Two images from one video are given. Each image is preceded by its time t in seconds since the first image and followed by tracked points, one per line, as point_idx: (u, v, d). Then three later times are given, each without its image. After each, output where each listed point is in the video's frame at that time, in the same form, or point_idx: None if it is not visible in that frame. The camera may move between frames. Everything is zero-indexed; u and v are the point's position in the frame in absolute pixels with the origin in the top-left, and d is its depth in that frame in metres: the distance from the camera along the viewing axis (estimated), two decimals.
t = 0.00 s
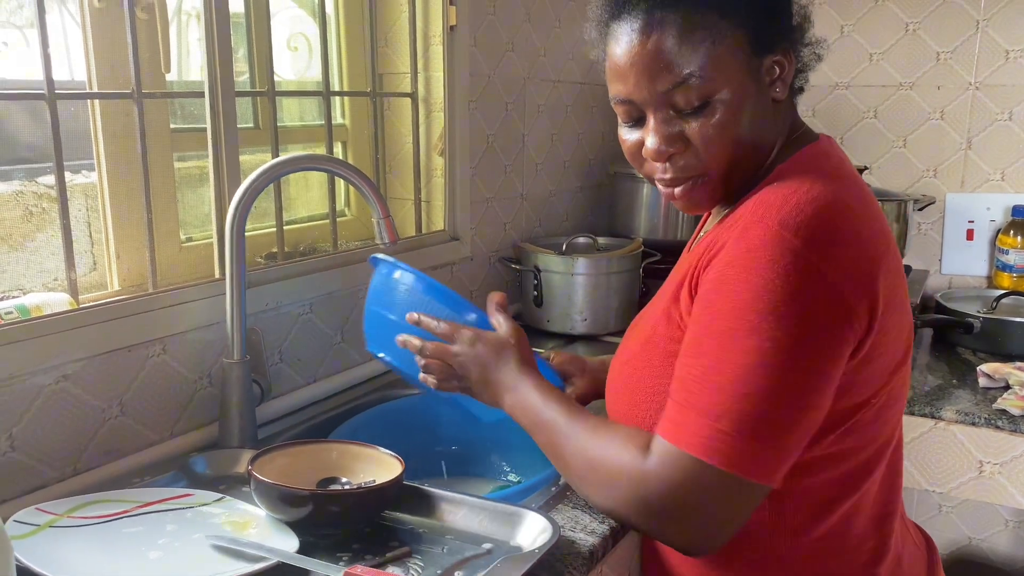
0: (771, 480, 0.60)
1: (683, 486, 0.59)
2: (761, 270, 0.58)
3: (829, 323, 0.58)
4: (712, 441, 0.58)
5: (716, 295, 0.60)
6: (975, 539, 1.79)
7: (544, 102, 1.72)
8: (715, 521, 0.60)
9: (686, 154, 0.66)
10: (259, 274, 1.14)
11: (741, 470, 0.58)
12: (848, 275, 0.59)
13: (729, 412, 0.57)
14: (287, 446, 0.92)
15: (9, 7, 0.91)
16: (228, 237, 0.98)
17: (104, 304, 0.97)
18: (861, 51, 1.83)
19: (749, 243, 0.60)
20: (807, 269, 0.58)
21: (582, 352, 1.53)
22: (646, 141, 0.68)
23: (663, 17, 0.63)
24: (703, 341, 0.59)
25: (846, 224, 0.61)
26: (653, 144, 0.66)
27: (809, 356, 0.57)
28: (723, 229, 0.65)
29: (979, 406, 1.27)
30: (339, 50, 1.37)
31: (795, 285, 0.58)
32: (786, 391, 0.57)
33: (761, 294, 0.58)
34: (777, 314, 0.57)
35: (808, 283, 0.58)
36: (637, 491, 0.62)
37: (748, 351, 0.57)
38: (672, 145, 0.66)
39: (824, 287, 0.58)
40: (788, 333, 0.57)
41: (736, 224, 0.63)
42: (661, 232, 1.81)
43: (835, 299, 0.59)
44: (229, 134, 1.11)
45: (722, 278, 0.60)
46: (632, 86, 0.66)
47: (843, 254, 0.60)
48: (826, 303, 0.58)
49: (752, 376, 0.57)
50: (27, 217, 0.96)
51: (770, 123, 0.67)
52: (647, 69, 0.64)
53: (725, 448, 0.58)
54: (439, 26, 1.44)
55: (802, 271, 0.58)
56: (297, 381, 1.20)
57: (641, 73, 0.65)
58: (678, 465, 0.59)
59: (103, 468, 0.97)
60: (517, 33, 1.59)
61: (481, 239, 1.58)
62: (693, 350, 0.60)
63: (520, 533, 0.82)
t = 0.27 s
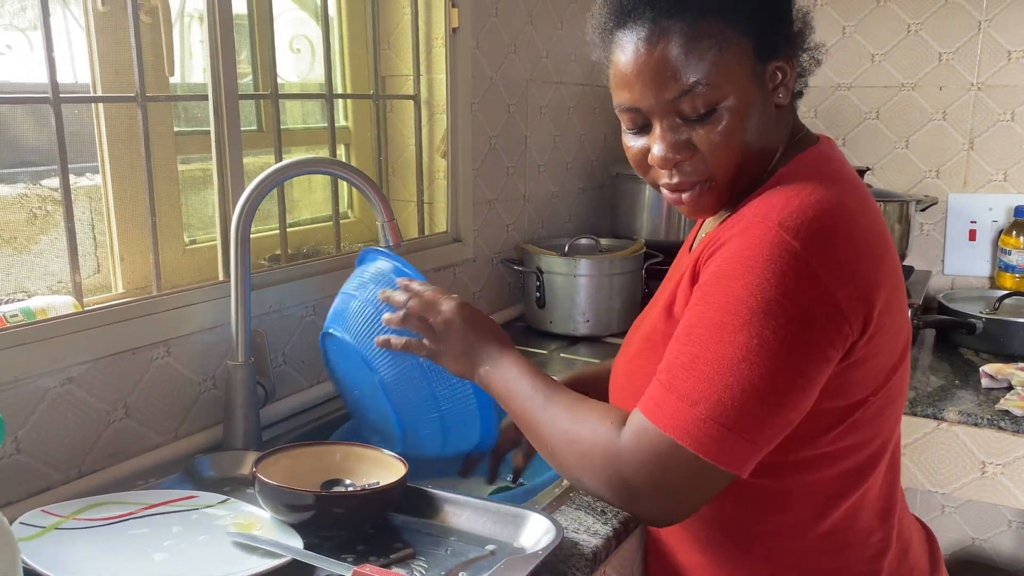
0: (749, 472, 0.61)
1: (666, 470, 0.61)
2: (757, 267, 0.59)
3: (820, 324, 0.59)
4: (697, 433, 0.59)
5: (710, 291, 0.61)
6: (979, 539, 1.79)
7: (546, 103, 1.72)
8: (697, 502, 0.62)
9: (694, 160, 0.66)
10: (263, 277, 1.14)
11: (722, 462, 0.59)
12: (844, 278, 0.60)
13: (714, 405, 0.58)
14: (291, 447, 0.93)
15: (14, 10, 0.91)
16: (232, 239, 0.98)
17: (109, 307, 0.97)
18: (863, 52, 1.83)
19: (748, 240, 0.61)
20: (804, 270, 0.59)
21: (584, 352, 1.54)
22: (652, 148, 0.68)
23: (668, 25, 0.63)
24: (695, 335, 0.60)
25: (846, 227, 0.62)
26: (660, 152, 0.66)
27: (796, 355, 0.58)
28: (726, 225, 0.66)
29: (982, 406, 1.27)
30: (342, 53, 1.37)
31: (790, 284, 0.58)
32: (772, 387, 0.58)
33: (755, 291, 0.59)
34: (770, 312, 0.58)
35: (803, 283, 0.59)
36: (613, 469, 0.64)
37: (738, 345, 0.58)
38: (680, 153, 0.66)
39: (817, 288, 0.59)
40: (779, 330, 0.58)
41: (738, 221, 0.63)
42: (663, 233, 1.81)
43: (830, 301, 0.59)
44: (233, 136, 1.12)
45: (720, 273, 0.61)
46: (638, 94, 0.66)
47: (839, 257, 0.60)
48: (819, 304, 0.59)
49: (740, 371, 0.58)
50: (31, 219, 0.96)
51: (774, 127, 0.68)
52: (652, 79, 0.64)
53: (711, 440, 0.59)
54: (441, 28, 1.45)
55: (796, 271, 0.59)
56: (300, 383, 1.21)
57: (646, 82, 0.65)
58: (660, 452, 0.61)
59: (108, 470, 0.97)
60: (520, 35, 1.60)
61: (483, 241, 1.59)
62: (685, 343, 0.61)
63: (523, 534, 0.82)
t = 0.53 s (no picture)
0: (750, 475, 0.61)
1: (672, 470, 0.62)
2: (766, 272, 0.59)
3: (826, 330, 0.59)
4: (701, 436, 0.59)
5: (718, 295, 0.61)
6: (981, 540, 1.78)
7: (548, 105, 1.72)
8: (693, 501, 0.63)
9: (702, 166, 0.67)
10: (264, 279, 1.14)
11: (724, 465, 0.60)
12: (853, 285, 0.60)
13: (718, 409, 0.59)
14: (293, 450, 0.93)
15: (15, 12, 0.92)
16: (234, 241, 0.99)
17: (111, 309, 0.97)
18: (865, 52, 1.83)
19: (757, 244, 0.61)
20: (813, 277, 0.59)
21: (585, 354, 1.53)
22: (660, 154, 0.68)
23: (679, 32, 0.63)
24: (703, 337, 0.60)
25: (856, 234, 0.62)
26: (667, 158, 0.67)
27: (802, 361, 0.59)
28: (735, 228, 0.66)
29: (984, 407, 1.27)
30: (344, 55, 1.37)
31: (798, 290, 0.59)
32: (777, 392, 0.59)
33: (763, 296, 0.59)
34: (777, 318, 0.58)
35: (811, 289, 0.59)
36: (617, 470, 0.65)
37: (744, 350, 0.58)
38: (688, 159, 0.66)
39: (826, 295, 0.59)
40: (786, 336, 0.58)
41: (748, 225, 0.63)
42: (665, 234, 1.81)
43: (838, 308, 0.60)
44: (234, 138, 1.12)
45: (728, 277, 0.61)
46: (646, 101, 0.66)
47: (848, 264, 0.60)
48: (827, 310, 0.59)
49: (746, 376, 0.58)
50: (33, 222, 0.96)
51: (784, 130, 0.68)
52: (661, 86, 0.65)
53: (715, 444, 0.59)
54: (443, 30, 1.45)
55: (806, 278, 0.59)
56: (302, 384, 1.21)
57: (655, 88, 0.65)
58: (659, 447, 0.62)
59: (111, 472, 0.98)
60: (521, 37, 1.60)
61: (485, 242, 1.59)
62: (692, 345, 0.61)
63: (524, 536, 0.83)
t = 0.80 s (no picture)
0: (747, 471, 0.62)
1: (661, 468, 0.62)
2: (757, 267, 0.59)
3: (820, 325, 0.59)
4: (696, 434, 0.60)
5: (711, 291, 0.61)
6: (988, 539, 1.78)
7: (552, 102, 1.72)
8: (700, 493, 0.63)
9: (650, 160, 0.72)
10: (269, 276, 1.14)
11: (718, 464, 0.60)
12: (847, 277, 0.60)
13: (711, 407, 0.59)
14: (298, 447, 0.93)
15: (20, 11, 0.92)
16: (238, 239, 0.98)
17: (115, 306, 0.97)
18: (870, 49, 1.82)
19: (748, 239, 0.61)
20: (804, 270, 0.59)
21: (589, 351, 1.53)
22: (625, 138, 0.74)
23: (627, 36, 0.66)
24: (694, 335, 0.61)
25: (850, 225, 0.61)
26: (623, 144, 0.73)
27: (795, 357, 0.59)
28: (728, 223, 0.66)
29: (991, 405, 1.26)
30: (348, 53, 1.37)
31: (789, 285, 0.59)
32: (770, 388, 0.59)
33: (755, 292, 0.59)
34: (768, 313, 0.58)
35: (803, 283, 0.59)
36: (608, 470, 0.66)
37: (736, 347, 0.59)
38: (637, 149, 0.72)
39: (817, 291, 0.59)
40: (778, 331, 0.58)
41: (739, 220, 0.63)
42: (669, 231, 1.81)
43: (831, 301, 0.60)
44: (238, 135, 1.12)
45: (720, 272, 0.61)
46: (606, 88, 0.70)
47: (840, 258, 0.60)
48: (821, 304, 0.59)
49: (738, 372, 0.59)
50: (38, 220, 0.96)
51: (734, 147, 0.68)
52: (615, 80, 0.69)
53: (710, 441, 0.60)
54: (447, 28, 1.45)
55: (796, 273, 0.59)
56: (307, 382, 1.20)
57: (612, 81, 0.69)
58: (664, 441, 0.62)
59: (115, 470, 0.97)
60: (525, 34, 1.60)
61: (489, 240, 1.59)
62: (685, 343, 0.62)
63: (529, 533, 0.82)
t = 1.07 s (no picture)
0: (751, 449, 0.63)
1: (663, 453, 0.64)
2: (754, 242, 0.60)
3: (818, 298, 0.60)
4: (697, 412, 0.61)
5: (709, 269, 0.62)
6: (992, 536, 1.77)
7: (555, 99, 1.72)
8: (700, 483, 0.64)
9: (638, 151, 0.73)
10: (272, 272, 1.14)
11: (721, 441, 0.61)
12: (844, 251, 0.61)
13: (710, 383, 0.60)
14: (302, 442, 0.93)
15: (22, 11, 0.91)
16: (241, 235, 0.98)
17: (120, 302, 0.97)
18: (874, 45, 1.82)
19: (744, 214, 0.62)
20: (802, 244, 0.60)
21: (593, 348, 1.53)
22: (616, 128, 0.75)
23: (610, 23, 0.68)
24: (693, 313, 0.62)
25: (847, 198, 0.62)
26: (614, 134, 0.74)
27: (794, 331, 0.60)
28: (725, 201, 0.67)
29: (997, 401, 1.25)
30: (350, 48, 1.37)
31: (787, 259, 0.59)
32: (770, 363, 0.60)
33: (753, 267, 0.60)
34: (766, 287, 0.59)
35: (802, 256, 0.60)
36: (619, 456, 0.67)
37: (735, 322, 0.60)
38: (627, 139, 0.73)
39: (813, 266, 0.60)
40: (777, 306, 0.59)
41: (736, 196, 0.64)
42: (673, 228, 1.81)
43: (830, 275, 0.60)
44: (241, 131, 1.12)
45: (718, 249, 0.62)
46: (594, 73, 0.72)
47: (835, 233, 0.61)
48: (820, 277, 0.60)
49: (738, 347, 0.60)
50: (40, 217, 0.96)
51: (717, 138, 0.69)
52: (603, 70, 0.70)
53: (712, 418, 0.61)
54: (449, 23, 1.43)
55: (791, 248, 0.60)
56: (311, 378, 1.20)
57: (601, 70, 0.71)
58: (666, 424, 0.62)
59: (118, 466, 0.97)
60: (528, 31, 1.59)
61: (492, 237, 1.58)
62: (684, 322, 0.63)
63: (535, 528, 0.82)
